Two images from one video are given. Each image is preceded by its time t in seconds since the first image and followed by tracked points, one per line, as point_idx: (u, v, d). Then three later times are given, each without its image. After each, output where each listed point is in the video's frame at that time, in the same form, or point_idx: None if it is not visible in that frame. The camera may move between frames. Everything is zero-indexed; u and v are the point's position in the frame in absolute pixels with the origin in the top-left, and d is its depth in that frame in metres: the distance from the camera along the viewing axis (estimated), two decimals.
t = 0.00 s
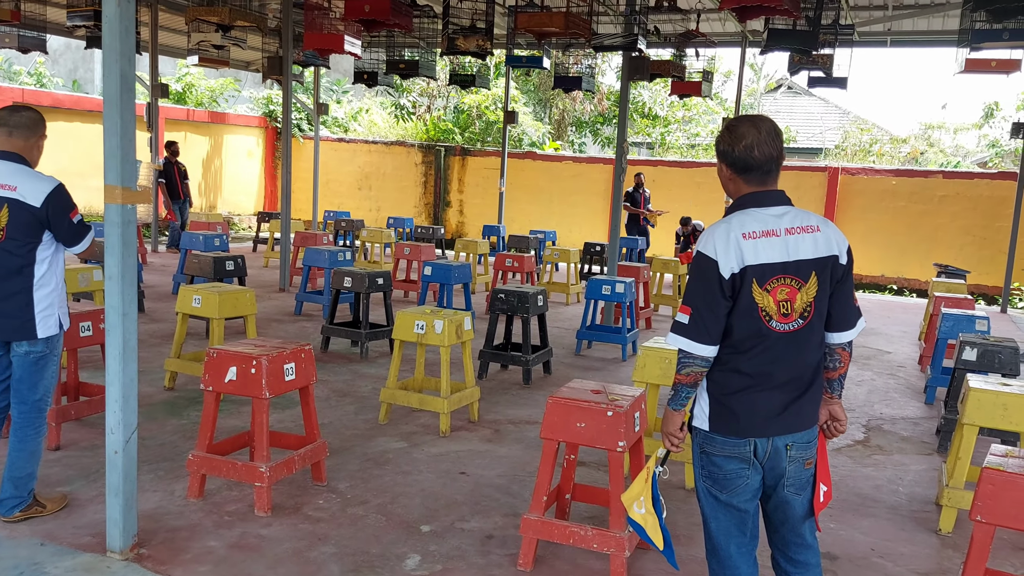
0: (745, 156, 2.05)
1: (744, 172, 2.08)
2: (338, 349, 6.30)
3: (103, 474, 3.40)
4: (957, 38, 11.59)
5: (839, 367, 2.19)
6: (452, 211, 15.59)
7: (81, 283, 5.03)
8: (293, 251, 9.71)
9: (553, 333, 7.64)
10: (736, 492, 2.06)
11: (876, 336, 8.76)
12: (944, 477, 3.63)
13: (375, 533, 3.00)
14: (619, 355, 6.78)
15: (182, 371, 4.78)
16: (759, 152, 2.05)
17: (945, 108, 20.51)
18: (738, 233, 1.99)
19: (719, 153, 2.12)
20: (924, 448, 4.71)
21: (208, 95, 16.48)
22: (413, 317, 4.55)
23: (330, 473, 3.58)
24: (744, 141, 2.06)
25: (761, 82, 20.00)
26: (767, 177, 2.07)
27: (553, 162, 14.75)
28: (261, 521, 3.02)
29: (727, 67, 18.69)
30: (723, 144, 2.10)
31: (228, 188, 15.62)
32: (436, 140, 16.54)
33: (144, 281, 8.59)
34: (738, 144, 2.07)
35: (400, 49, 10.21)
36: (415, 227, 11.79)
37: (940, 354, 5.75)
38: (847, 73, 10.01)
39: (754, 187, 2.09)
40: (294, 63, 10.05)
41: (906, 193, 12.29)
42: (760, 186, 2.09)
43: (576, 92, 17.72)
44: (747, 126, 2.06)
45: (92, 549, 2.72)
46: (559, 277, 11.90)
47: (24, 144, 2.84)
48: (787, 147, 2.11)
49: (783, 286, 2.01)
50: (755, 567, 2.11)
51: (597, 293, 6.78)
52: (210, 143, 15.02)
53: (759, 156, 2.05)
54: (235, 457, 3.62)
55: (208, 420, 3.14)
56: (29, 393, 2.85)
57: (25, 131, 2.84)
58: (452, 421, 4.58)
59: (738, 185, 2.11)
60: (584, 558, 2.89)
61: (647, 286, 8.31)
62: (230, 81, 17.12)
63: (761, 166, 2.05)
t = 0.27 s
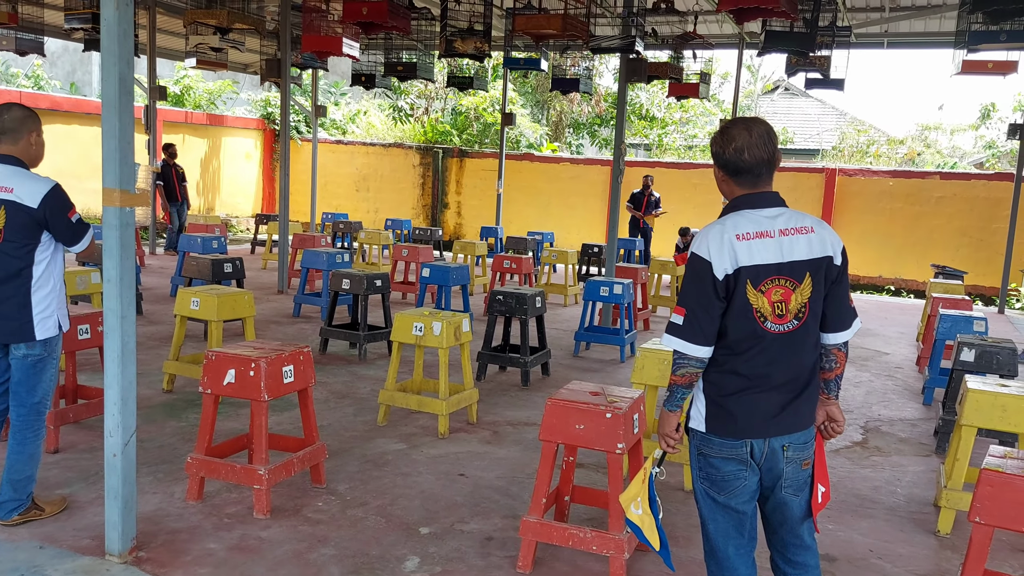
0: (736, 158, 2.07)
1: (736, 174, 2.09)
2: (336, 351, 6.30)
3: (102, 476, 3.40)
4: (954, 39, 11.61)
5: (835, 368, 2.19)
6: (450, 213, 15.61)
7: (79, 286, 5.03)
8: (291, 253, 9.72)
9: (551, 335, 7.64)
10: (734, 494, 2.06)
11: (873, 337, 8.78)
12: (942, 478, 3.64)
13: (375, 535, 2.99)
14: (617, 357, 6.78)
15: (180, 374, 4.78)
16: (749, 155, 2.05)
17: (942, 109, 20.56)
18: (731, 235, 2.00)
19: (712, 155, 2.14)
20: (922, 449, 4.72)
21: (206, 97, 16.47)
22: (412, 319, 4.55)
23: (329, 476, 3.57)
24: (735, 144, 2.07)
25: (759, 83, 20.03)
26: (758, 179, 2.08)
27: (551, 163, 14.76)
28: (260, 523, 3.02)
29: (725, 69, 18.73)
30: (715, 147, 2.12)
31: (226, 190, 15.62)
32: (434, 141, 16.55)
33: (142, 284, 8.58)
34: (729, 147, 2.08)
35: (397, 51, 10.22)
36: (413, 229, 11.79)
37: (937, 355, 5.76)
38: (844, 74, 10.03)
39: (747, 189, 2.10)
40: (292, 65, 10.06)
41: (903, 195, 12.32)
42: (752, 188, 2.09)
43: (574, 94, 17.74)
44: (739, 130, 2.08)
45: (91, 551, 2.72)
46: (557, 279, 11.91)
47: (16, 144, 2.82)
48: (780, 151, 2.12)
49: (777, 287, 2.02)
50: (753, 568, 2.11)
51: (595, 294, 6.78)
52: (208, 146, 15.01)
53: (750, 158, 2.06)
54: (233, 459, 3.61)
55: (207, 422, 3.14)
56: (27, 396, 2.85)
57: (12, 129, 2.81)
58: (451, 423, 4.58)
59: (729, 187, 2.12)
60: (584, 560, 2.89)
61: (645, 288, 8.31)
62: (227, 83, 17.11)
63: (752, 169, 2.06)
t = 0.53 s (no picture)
0: (720, 158, 2.08)
1: (721, 174, 2.10)
2: (335, 353, 6.30)
3: (102, 479, 3.39)
4: (952, 40, 11.63)
5: (826, 368, 2.16)
6: (448, 215, 15.63)
7: (78, 288, 5.02)
8: (290, 255, 9.72)
9: (550, 336, 7.64)
10: (728, 495, 2.06)
11: (872, 338, 8.78)
12: (943, 479, 3.64)
13: (375, 537, 2.99)
14: (616, 358, 6.78)
15: (179, 376, 4.77)
16: (734, 155, 2.06)
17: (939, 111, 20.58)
18: (717, 235, 2.00)
19: (701, 153, 2.15)
20: (921, 450, 4.72)
21: (205, 100, 16.48)
22: (411, 321, 4.54)
23: (329, 478, 3.57)
24: (720, 144, 2.08)
25: (757, 84, 20.05)
26: (745, 180, 2.08)
27: (550, 165, 14.78)
28: (260, 525, 3.02)
29: (723, 70, 18.76)
30: (702, 145, 2.13)
31: (224, 192, 15.63)
32: (433, 143, 16.56)
33: (141, 286, 8.58)
34: (715, 146, 2.09)
35: (396, 53, 10.23)
36: (412, 230, 11.80)
37: (937, 356, 5.76)
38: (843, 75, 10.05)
39: (733, 189, 2.11)
40: (291, 67, 10.08)
41: (901, 195, 12.33)
42: (738, 188, 2.10)
43: (572, 96, 17.77)
44: (726, 130, 2.08)
45: (91, 555, 2.71)
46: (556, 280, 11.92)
47: (12, 148, 2.81)
48: (769, 152, 2.11)
49: (763, 286, 2.01)
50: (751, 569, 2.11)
51: (594, 296, 6.78)
52: (207, 148, 15.01)
53: (738, 158, 2.06)
54: (232, 462, 3.61)
55: (206, 424, 3.14)
56: (27, 399, 2.85)
57: (6, 132, 2.80)
58: (450, 424, 4.57)
59: (716, 186, 2.13)
60: (584, 562, 2.89)
61: (644, 289, 8.31)
62: (226, 85, 17.12)
63: (737, 169, 2.07)
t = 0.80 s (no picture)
0: (705, 157, 2.08)
1: (705, 173, 2.10)
2: (335, 354, 6.30)
3: (101, 481, 3.39)
4: (950, 40, 11.65)
5: (813, 368, 2.15)
6: (447, 216, 15.63)
7: (77, 290, 5.02)
8: (289, 256, 9.71)
9: (550, 337, 7.64)
10: (721, 494, 2.06)
11: (871, 338, 8.79)
12: (943, 478, 3.64)
13: (375, 538, 2.99)
14: (616, 359, 6.77)
15: (178, 377, 4.77)
16: (718, 155, 2.06)
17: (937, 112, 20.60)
18: (700, 234, 2.01)
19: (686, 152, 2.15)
20: (921, 449, 4.72)
21: (203, 101, 16.48)
22: (411, 322, 4.54)
23: (329, 479, 3.56)
24: (705, 143, 2.08)
25: (755, 85, 20.07)
26: (729, 180, 2.09)
27: (548, 166, 14.78)
28: (260, 527, 3.01)
29: (721, 71, 18.78)
30: (688, 144, 2.13)
31: (223, 193, 15.62)
32: (432, 144, 16.57)
33: (140, 288, 8.57)
34: (700, 145, 2.09)
35: (395, 54, 10.23)
36: (411, 231, 11.79)
37: (936, 355, 5.77)
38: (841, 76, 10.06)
39: (717, 189, 2.11)
40: (289, 68, 10.08)
41: (900, 195, 12.34)
42: (723, 189, 2.10)
43: (570, 96, 17.78)
44: (712, 129, 2.08)
45: (90, 557, 2.70)
46: (555, 281, 11.92)
47: (10, 150, 2.81)
48: (755, 153, 2.11)
49: (747, 286, 2.01)
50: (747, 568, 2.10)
51: (593, 297, 6.78)
52: (205, 149, 15.00)
53: (722, 158, 2.06)
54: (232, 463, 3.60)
55: (206, 426, 3.13)
56: (26, 401, 2.85)
57: (5, 134, 2.80)
58: (450, 425, 4.57)
59: (700, 186, 2.13)
60: (585, 563, 2.88)
61: (643, 289, 8.32)
62: (224, 87, 17.12)
63: (721, 168, 2.07)
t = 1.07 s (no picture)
0: (666, 148, 2.06)
1: (664, 164, 2.08)
2: (336, 351, 6.30)
3: (101, 477, 3.39)
4: (953, 39, 11.62)
5: (771, 355, 2.17)
6: (449, 214, 15.63)
7: (78, 287, 5.02)
8: (290, 255, 9.72)
9: (551, 335, 7.64)
10: (707, 485, 2.05)
11: (873, 337, 8.78)
12: (945, 477, 3.63)
13: (376, 535, 2.99)
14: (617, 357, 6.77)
15: (180, 374, 4.77)
16: (678, 146, 2.05)
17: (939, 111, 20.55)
18: (659, 225, 1.99)
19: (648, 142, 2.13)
20: (923, 448, 4.72)
21: (205, 99, 16.49)
22: (412, 319, 4.53)
23: (329, 476, 3.56)
24: (668, 133, 2.06)
25: (758, 84, 20.05)
26: (687, 172, 2.07)
27: (550, 164, 14.78)
28: (261, 523, 3.01)
29: (724, 70, 18.77)
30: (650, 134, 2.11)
31: (225, 191, 15.63)
32: (434, 142, 16.57)
33: (142, 285, 8.57)
34: (662, 136, 2.07)
35: (397, 52, 10.22)
36: (413, 230, 11.79)
37: (938, 355, 5.76)
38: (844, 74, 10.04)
39: (675, 181, 2.10)
40: (292, 66, 10.09)
41: (902, 195, 12.33)
42: (680, 181, 2.09)
43: (572, 95, 17.78)
44: (674, 121, 2.07)
45: (91, 553, 2.71)
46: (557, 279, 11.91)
47: (11, 147, 2.81)
48: (714, 147, 2.10)
49: (705, 275, 1.99)
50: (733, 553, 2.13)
51: (595, 295, 6.78)
52: (207, 147, 15.01)
53: (682, 150, 2.05)
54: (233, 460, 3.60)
55: (207, 422, 3.13)
56: (27, 397, 2.84)
57: (6, 131, 2.79)
58: (451, 423, 4.57)
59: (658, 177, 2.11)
60: (585, 560, 2.88)
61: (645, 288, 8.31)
62: (227, 85, 17.13)
63: (682, 160, 2.05)
